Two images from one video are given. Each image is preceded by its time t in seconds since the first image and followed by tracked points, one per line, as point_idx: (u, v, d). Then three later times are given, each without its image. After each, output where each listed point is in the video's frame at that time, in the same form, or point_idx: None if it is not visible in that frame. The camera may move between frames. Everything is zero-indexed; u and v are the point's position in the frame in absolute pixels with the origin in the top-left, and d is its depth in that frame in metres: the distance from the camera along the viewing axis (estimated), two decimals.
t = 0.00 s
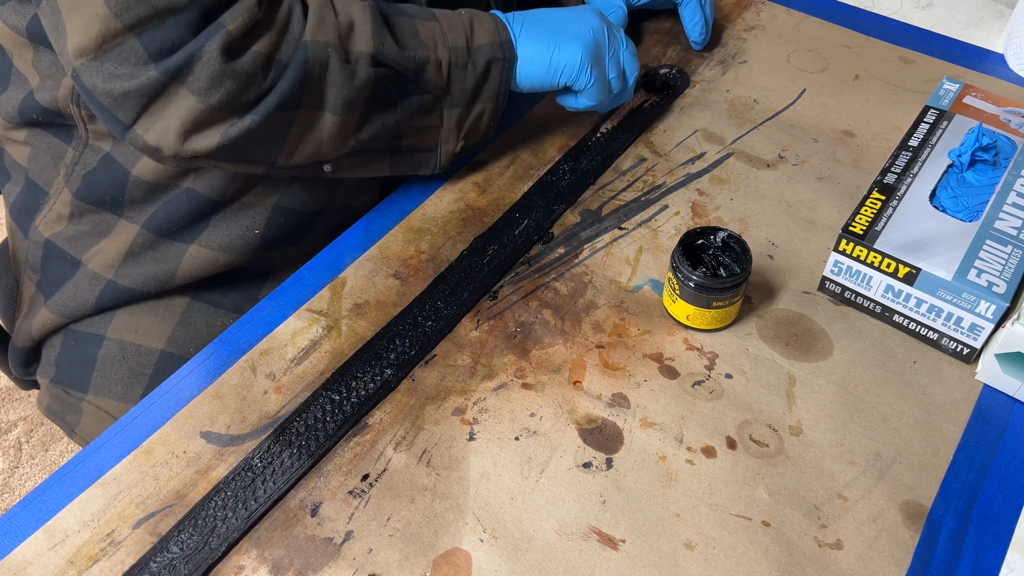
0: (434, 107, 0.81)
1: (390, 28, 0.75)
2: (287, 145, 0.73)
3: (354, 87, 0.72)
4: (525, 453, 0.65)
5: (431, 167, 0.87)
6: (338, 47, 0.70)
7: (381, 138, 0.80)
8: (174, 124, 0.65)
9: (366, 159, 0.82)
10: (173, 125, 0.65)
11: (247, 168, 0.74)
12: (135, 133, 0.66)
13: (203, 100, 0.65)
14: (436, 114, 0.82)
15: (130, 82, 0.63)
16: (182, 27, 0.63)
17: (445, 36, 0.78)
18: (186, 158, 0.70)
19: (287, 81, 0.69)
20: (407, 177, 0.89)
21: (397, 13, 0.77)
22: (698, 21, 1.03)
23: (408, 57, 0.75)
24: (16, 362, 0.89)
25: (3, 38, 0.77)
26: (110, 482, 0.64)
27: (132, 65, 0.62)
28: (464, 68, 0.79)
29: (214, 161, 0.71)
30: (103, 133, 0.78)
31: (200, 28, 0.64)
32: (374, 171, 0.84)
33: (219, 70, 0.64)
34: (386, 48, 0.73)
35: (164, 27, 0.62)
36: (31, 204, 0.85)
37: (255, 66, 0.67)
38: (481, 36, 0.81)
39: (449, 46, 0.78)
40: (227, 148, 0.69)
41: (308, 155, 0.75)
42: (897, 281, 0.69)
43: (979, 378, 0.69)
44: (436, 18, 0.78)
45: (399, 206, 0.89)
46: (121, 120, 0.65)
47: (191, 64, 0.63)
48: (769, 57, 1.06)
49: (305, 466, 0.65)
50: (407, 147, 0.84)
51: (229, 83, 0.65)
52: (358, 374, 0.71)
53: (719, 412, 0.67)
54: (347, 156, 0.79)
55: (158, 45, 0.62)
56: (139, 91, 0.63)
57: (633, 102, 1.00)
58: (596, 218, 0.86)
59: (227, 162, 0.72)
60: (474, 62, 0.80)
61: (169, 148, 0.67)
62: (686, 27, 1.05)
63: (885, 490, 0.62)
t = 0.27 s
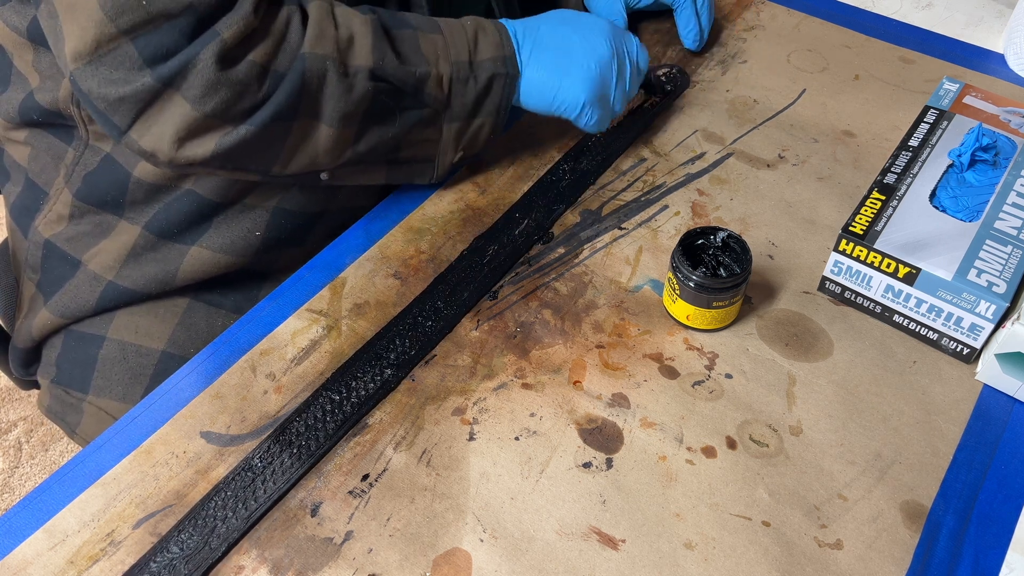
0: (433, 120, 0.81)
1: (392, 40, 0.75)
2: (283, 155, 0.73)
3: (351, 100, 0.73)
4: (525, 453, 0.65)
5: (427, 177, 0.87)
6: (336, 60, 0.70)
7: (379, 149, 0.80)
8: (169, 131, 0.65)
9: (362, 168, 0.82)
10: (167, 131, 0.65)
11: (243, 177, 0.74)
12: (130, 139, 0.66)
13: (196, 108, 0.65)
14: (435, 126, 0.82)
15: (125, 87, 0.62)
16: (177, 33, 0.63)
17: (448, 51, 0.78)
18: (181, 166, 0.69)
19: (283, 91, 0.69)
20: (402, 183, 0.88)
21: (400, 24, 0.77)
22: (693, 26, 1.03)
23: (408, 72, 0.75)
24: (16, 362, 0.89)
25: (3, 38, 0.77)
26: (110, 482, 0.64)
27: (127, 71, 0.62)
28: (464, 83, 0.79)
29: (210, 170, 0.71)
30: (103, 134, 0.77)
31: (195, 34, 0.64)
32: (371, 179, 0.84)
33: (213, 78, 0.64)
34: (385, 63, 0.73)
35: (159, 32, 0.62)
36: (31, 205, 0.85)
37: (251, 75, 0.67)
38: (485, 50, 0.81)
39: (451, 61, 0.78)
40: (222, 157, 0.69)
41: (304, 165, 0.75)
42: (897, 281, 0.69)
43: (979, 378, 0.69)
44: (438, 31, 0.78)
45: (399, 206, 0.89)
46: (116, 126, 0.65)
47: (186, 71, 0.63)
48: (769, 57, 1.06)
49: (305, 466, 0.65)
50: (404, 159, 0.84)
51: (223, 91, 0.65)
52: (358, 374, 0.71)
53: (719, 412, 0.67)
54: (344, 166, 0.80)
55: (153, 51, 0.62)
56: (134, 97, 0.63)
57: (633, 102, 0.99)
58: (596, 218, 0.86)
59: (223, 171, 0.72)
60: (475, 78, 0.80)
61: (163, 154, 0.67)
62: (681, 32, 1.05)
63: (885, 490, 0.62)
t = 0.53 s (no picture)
0: (468, 106, 0.81)
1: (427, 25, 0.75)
2: (323, 139, 0.73)
3: (391, 83, 0.73)
4: (525, 453, 0.65)
5: (459, 163, 0.88)
6: (376, 42, 0.70)
7: (414, 135, 0.80)
8: (213, 116, 0.64)
9: (394, 154, 0.82)
10: (210, 116, 0.64)
11: (282, 164, 0.74)
12: (171, 126, 0.64)
13: (241, 90, 0.64)
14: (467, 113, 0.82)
15: (167, 72, 0.61)
16: (221, 16, 0.63)
17: (481, 35, 0.78)
18: (223, 152, 0.68)
19: (325, 74, 0.68)
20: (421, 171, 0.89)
21: (432, 11, 0.77)
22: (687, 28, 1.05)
23: (446, 54, 0.75)
24: (16, 361, 0.89)
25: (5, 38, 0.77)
26: (110, 482, 0.64)
27: (170, 56, 0.62)
28: (499, 66, 0.79)
29: (249, 156, 0.70)
30: (105, 133, 0.78)
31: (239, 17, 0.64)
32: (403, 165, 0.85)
33: (258, 59, 0.63)
34: (424, 45, 0.73)
35: (201, 17, 0.62)
36: (31, 204, 0.85)
37: (293, 57, 0.66)
38: (516, 35, 0.81)
39: (485, 45, 0.78)
40: (264, 141, 0.68)
41: (342, 151, 0.75)
42: (897, 281, 0.69)
43: (979, 378, 0.69)
44: (469, 17, 0.79)
45: (399, 206, 0.89)
46: (157, 113, 0.63)
47: (230, 54, 0.63)
48: (769, 57, 1.06)
49: (305, 466, 0.65)
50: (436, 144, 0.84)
51: (267, 73, 0.65)
52: (358, 375, 0.71)
53: (718, 412, 0.67)
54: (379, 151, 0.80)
55: (197, 35, 0.62)
56: (178, 81, 0.62)
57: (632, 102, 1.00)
58: (596, 218, 0.86)
59: (262, 158, 0.71)
60: (509, 61, 0.80)
61: (207, 139, 0.65)
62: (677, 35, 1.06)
63: (885, 490, 0.62)
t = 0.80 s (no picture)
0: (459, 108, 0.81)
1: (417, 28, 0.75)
2: (313, 144, 0.73)
3: (381, 87, 0.73)
4: (525, 453, 0.65)
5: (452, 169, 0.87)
6: (365, 47, 0.70)
7: (406, 139, 0.80)
8: (202, 122, 0.64)
9: (387, 159, 0.82)
10: (199, 122, 0.64)
11: (274, 168, 0.74)
12: (161, 132, 0.65)
13: (230, 96, 0.64)
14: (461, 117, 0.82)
15: (156, 78, 0.62)
16: (211, 21, 0.63)
17: (470, 38, 0.78)
18: (212, 157, 0.68)
19: (315, 79, 0.68)
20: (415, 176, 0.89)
21: (424, 14, 0.77)
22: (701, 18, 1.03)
23: (435, 58, 0.74)
24: (16, 361, 0.89)
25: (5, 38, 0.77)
26: (110, 482, 0.64)
27: (159, 62, 0.62)
28: (488, 69, 0.79)
29: (240, 161, 0.70)
30: (105, 133, 0.78)
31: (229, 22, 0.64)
32: (398, 171, 0.85)
33: (248, 65, 0.64)
34: (414, 50, 0.73)
35: (190, 23, 0.62)
36: (31, 204, 0.85)
37: (282, 63, 0.67)
38: (505, 37, 0.81)
39: (473, 49, 0.77)
40: (254, 146, 0.68)
41: (332, 156, 0.75)
42: (897, 281, 0.69)
43: (979, 378, 0.69)
44: (460, 20, 0.78)
45: (399, 206, 0.89)
46: (148, 119, 0.64)
47: (219, 60, 0.63)
48: (769, 57, 1.06)
49: (305, 466, 0.65)
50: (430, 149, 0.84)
51: (257, 78, 0.65)
52: (358, 375, 0.71)
53: (718, 412, 0.67)
54: (370, 157, 0.80)
55: (186, 41, 0.62)
56: (168, 87, 0.62)
57: (632, 103, 1.00)
58: (596, 218, 0.86)
59: (253, 162, 0.71)
60: (498, 65, 0.79)
61: (196, 144, 0.66)
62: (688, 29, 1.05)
63: (885, 490, 0.62)
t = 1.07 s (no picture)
0: (468, 110, 0.82)
1: (428, 31, 0.76)
2: (325, 145, 0.73)
3: (395, 89, 0.73)
4: (525, 453, 0.65)
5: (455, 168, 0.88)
6: (379, 51, 0.71)
7: (414, 142, 0.80)
8: (218, 123, 0.64)
9: (397, 159, 0.82)
10: (216, 122, 0.64)
11: (285, 169, 0.74)
12: (176, 134, 0.64)
13: (246, 97, 0.64)
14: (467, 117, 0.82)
15: (173, 78, 0.61)
16: (227, 23, 0.63)
17: (480, 42, 0.79)
18: (226, 158, 0.68)
19: (330, 81, 0.69)
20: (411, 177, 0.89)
21: (434, 18, 0.78)
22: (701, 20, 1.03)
23: (447, 62, 0.76)
24: (16, 361, 0.89)
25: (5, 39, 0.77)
26: (110, 482, 0.64)
27: (175, 63, 0.61)
28: (496, 72, 0.81)
29: (253, 162, 0.70)
30: (105, 134, 0.77)
31: (245, 24, 0.64)
32: (404, 172, 0.84)
33: (265, 66, 0.64)
34: (427, 54, 0.74)
35: (207, 24, 0.62)
36: (31, 204, 0.85)
37: (298, 65, 0.67)
38: (513, 42, 0.82)
39: (484, 52, 0.79)
40: (267, 147, 0.68)
41: (343, 157, 0.76)
42: (897, 280, 0.69)
43: (979, 378, 0.69)
44: (469, 23, 0.79)
45: (399, 206, 0.89)
46: (163, 121, 0.63)
47: (236, 61, 0.63)
48: (769, 57, 1.06)
49: (304, 466, 0.65)
50: (436, 150, 0.84)
51: (273, 79, 0.65)
52: (358, 375, 0.71)
53: (718, 412, 0.67)
54: (379, 157, 0.80)
55: (202, 42, 0.62)
56: (184, 88, 0.62)
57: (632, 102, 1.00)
58: (596, 218, 0.86)
59: (265, 163, 0.71)
60: (507, 67, 0.81)
61: (212, 145, 0.65)
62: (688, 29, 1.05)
63: (885, 490, 0.62)
